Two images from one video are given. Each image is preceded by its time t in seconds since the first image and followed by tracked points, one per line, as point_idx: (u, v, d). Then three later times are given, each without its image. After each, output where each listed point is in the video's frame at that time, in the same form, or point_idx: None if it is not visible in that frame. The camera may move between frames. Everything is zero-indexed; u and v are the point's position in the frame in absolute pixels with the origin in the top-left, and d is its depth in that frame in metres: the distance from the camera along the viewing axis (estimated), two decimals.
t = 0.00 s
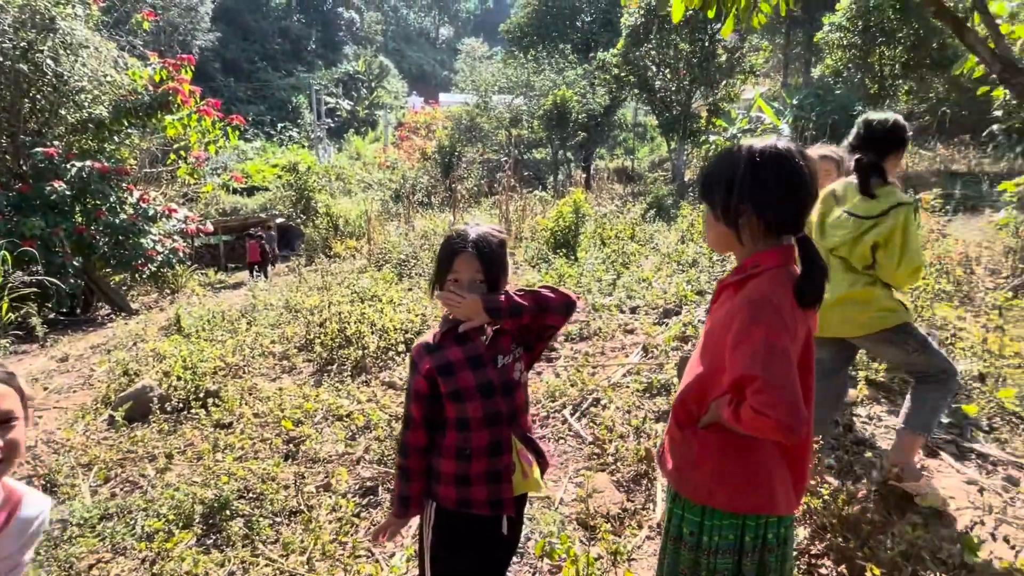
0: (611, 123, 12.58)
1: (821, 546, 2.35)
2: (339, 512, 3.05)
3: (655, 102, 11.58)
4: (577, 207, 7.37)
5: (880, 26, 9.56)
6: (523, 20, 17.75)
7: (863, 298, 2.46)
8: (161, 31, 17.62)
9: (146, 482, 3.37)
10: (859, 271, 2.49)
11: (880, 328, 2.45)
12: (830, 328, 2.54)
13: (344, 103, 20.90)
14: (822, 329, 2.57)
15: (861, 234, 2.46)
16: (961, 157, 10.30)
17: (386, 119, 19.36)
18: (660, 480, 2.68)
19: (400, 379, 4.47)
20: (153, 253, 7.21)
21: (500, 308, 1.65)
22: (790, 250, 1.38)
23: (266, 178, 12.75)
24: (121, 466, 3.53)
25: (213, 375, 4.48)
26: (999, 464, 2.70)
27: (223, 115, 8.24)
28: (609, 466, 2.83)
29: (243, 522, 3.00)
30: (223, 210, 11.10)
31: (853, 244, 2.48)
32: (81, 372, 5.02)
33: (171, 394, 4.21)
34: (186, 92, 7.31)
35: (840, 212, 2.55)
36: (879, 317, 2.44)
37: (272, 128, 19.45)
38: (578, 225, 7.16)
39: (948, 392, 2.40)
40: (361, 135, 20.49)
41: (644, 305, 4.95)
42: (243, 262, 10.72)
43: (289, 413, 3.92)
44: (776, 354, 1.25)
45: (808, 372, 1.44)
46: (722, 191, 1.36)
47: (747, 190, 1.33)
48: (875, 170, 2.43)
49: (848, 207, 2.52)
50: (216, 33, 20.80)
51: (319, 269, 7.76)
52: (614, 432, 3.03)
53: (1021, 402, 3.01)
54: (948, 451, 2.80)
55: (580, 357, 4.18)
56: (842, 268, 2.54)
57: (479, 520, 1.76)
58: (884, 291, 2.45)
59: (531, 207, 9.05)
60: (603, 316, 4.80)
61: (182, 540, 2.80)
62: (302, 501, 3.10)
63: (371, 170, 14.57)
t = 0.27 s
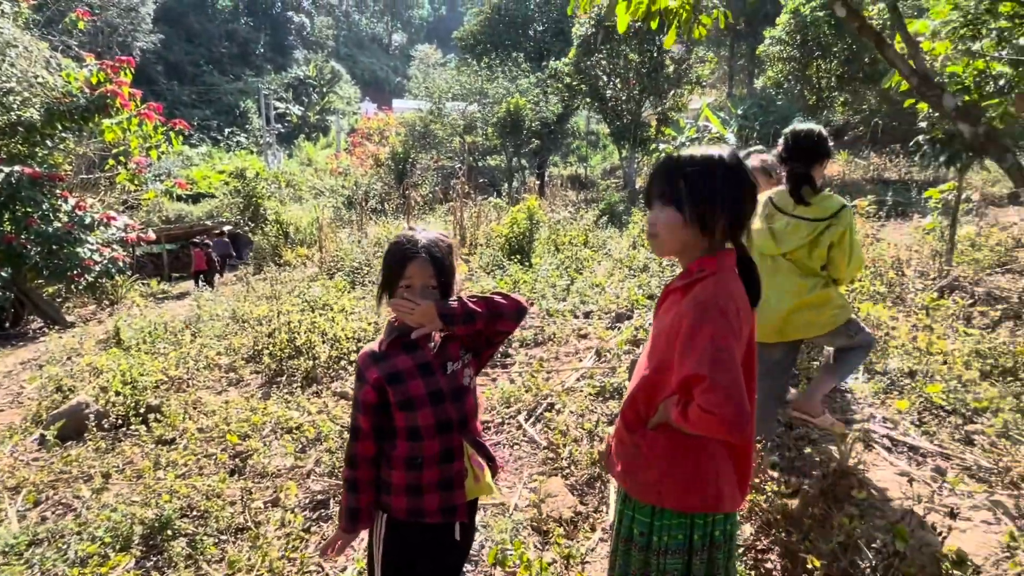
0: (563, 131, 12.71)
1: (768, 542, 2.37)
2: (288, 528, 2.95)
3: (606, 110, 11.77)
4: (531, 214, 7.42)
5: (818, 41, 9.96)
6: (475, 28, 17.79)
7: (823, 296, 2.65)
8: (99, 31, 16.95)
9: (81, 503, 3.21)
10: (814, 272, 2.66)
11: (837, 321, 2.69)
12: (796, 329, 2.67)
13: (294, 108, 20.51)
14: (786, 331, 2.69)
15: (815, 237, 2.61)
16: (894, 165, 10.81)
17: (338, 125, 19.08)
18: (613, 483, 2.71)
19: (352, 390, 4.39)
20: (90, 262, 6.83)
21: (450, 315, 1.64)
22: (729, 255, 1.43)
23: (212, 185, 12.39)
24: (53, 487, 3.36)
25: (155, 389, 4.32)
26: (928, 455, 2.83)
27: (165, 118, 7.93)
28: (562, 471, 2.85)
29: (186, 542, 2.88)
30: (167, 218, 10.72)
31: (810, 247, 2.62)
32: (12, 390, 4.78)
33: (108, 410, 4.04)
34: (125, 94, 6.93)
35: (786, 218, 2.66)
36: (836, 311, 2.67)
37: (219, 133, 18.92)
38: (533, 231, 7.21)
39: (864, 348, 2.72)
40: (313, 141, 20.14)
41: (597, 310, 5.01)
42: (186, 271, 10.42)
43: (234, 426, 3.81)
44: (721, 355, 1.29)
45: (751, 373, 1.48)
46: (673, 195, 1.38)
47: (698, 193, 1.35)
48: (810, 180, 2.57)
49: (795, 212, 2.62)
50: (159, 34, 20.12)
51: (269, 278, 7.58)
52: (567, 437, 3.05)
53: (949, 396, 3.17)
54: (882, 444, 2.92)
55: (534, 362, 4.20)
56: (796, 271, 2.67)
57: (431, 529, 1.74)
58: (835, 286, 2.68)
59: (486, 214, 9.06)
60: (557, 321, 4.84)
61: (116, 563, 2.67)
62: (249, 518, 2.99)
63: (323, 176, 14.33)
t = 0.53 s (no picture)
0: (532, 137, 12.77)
1: (733, 542, 2.43)
2: (251, 541, 2.87)
3: (574, 116, 11.85)
4: (500, 220, 7.42)
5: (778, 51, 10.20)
6: (444, 33, 17.75)
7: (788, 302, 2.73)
8: (54, 32, 16.44)
9: (32, 521, 3.08)
10: (781, 277, 2.71)
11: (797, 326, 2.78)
12: (759, 332, 2.75)
13: (260, 113, 20.18)
14: (751, 332, 2.76)
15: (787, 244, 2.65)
16: (852, 172, 11.12)
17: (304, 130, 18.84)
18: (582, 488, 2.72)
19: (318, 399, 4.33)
20: (43, 270, 6.62)
21: (427, 322, 1.65)
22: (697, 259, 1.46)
23: (174, 191, 12.11)
24: (2, 505, 3.22)
25: (112, 402, 4.20)
26: (885, 453, 2.91)
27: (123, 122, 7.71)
28: (532, 476, 2.85)
29: (143, 559, 2.77)
30: (126, 224, 10.44)
31: (781, 254, 2.67)
32: None
33: (62, 424, 3.90)
34: (81, 97, 6.74)
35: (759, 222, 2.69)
36: (797, 317, 2.76)
37: (181, 138, 18.50)
38: (501, 237, 7.21)
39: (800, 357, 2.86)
40: (278, 145, 19.84)
41: (566, 315, 5.03)
42: (147, 279, 10.28)
43: (195, 439, 3.71)
44: (704, 357, 1.30)
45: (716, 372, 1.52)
46: (653, 199, 1.39)
47: (674, 197, 1.37)
48: (781, 193, 2.65)
49: (767, 218, 2.65)
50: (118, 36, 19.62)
51: (234, 285, 7.43)
52: (536, 442, 3.05)
53: (904, 395, 3.26)
54: (842, 443, 2.99)
55: (503, 368, 4.19)
56: (765, 275, 2.72)
57: (403, 537, 1.74)
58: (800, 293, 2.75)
59: (456, 219, 9.03)
60: (526, 326, 4.85)
61: None
62: (210, 533, 2.91)
63: (290, 182, 14.13)
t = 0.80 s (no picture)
0: (505, 143, 12.79)
1: (702, 545, 2.39)
2: (216, 556, 2.81)
3: (546, 123, 11.91)
4: (472, 226, 7.40)
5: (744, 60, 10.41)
6: (416, 39, 17.71)
7: (759, 306, 2.82)
8: (12, 34, 15.97)
9: None
10: (753, 280, 2.81)
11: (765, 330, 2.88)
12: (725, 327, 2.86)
13: (228, 117, 19.86)
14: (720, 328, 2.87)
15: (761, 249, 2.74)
16: (816, 179, 11.39)
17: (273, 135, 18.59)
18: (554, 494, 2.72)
19: (286, 409, 4.26)
20: None
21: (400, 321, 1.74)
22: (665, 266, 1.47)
23: (139, 197, 11.83)
24: None
25: (70, 415, 4.07)
26: (849, 454, 2.97)
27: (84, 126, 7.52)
28: (504, 483, 2.84)
29: None
30: (87, 231, 10.16)
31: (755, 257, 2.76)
32: None
33: (16, 439, 3.77)
34: (39, 101, 6.59)
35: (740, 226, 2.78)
36: (766, 321, 2.87)
37: (146, 142, 18.10)
38: (474, 243, 7.21)
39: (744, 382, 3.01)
40: (247, 151, 19.54)
41: (538, 321, 5.05)
42: (111, 287, 10.11)
43: (157, 452, 3.62)
44: (684, 357, 1.30)
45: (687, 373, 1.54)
46: (618, 211, 1.40)
47: (639, 208, 1.38)
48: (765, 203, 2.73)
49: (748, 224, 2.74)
50: (79, 38, 19.14)
51: (201, 292, 7.28)
52: (508, 449, 3.04)
53: (866, 397, 3.34)
54: (808, 445, 3.04)
55: (474, 375, 4.18)
56: (740, 276, 2.82)
57: (386, 540, 1.75)
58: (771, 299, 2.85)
59: (429, 225, 8.99)
60: (499, 333, 4.85)
61: None
62: (173, 548, 2.82)
63: (258, 187, 13.92)
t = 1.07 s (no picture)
0: (487, 149, 12.80)
1: (683, 551, 2.39)
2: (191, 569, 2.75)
3: (528, 129, 11.95)
4: (455, 232, 7.40)
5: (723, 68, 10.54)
6: (398, 45, 17.69)
7: (753, 293, 2.97)
8: None
9: None
10: (751, 267, 2.97)
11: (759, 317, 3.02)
12: (730, 316, 2.98)
13: (208, 122, 19.65)
14: (718, 316, 3.00)
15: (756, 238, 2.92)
16: (794, 185, 11.55)
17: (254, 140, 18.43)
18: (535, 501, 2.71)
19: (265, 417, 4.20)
20: None
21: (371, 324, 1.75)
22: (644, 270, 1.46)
23: (116, 202, 11.65)
24: None
25: (41, 425, 3.98)
26: (828, 457, 2.99)
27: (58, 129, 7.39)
28: (485, 490, 2.82)
29: None
30: (62, 236, 9.97)
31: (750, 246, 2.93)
32: None
33: None
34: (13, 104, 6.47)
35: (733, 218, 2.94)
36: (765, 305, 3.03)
37: (124, 147, 17.83)
38: (457, 248, 7.19)
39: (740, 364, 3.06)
40: (227, 156, 19.34)
41: (520, 326, 5.04)
42: (87, 294, 9.92)
43: (130, 462, 3.54)
44: (656, 365, 1.30)
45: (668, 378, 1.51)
46: (570, 215, 1.45)
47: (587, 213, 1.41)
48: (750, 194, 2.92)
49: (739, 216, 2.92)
50: (54, 41, 18.84)
51: (180, 299, 7.17)
52: (489, 456, 3.02)
53: (845, 400, 3.37)
54: (787, 448, 3.06)
55: (457, 381, 4.16)
56: (736, 265, 2.98)
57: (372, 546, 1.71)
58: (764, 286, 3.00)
59: (412, 230, 8.96)
60: (481, 338, 4.84)
61: None
62: (146, 561, 2.76)
63: (239, 193, 13.77)
